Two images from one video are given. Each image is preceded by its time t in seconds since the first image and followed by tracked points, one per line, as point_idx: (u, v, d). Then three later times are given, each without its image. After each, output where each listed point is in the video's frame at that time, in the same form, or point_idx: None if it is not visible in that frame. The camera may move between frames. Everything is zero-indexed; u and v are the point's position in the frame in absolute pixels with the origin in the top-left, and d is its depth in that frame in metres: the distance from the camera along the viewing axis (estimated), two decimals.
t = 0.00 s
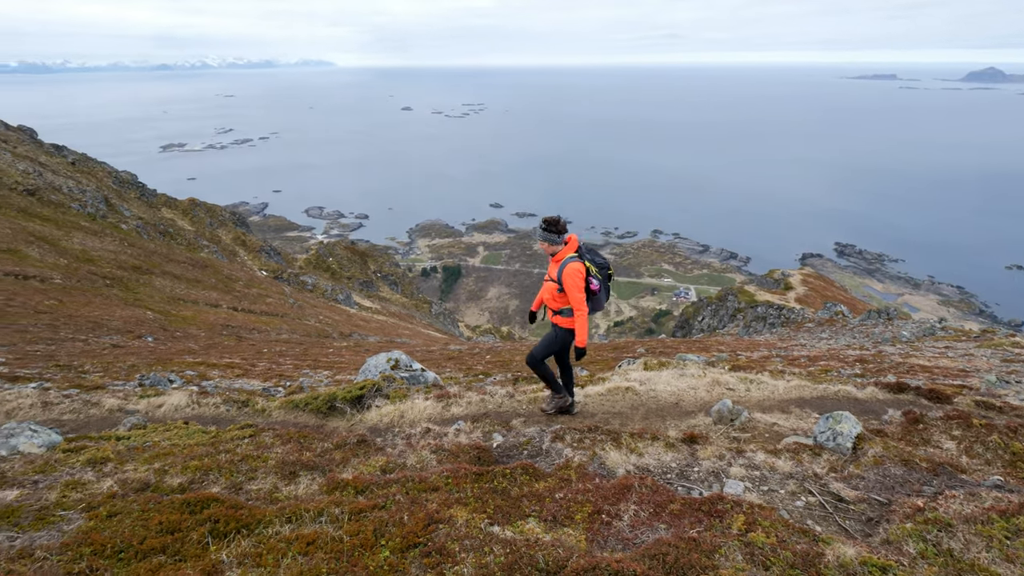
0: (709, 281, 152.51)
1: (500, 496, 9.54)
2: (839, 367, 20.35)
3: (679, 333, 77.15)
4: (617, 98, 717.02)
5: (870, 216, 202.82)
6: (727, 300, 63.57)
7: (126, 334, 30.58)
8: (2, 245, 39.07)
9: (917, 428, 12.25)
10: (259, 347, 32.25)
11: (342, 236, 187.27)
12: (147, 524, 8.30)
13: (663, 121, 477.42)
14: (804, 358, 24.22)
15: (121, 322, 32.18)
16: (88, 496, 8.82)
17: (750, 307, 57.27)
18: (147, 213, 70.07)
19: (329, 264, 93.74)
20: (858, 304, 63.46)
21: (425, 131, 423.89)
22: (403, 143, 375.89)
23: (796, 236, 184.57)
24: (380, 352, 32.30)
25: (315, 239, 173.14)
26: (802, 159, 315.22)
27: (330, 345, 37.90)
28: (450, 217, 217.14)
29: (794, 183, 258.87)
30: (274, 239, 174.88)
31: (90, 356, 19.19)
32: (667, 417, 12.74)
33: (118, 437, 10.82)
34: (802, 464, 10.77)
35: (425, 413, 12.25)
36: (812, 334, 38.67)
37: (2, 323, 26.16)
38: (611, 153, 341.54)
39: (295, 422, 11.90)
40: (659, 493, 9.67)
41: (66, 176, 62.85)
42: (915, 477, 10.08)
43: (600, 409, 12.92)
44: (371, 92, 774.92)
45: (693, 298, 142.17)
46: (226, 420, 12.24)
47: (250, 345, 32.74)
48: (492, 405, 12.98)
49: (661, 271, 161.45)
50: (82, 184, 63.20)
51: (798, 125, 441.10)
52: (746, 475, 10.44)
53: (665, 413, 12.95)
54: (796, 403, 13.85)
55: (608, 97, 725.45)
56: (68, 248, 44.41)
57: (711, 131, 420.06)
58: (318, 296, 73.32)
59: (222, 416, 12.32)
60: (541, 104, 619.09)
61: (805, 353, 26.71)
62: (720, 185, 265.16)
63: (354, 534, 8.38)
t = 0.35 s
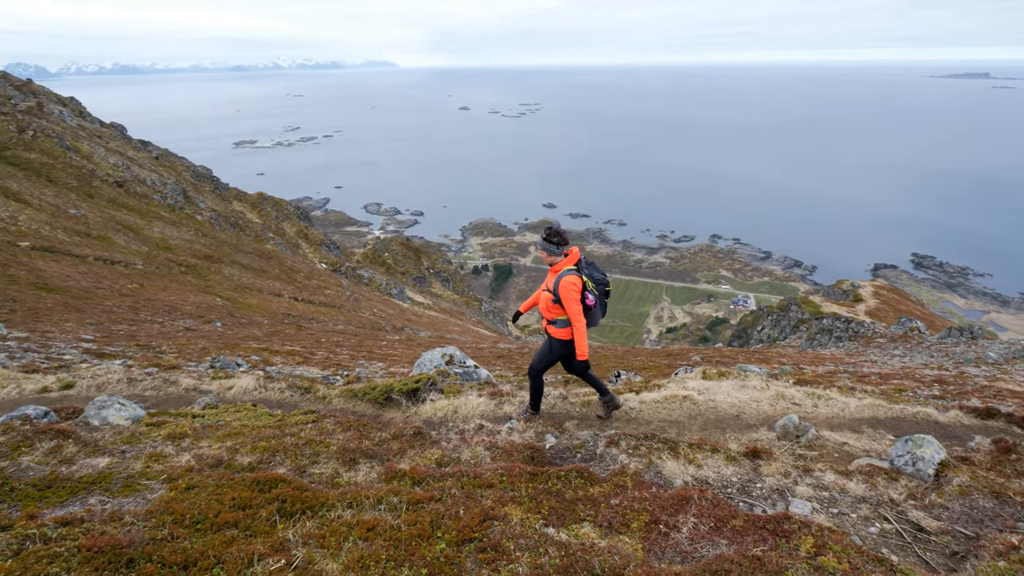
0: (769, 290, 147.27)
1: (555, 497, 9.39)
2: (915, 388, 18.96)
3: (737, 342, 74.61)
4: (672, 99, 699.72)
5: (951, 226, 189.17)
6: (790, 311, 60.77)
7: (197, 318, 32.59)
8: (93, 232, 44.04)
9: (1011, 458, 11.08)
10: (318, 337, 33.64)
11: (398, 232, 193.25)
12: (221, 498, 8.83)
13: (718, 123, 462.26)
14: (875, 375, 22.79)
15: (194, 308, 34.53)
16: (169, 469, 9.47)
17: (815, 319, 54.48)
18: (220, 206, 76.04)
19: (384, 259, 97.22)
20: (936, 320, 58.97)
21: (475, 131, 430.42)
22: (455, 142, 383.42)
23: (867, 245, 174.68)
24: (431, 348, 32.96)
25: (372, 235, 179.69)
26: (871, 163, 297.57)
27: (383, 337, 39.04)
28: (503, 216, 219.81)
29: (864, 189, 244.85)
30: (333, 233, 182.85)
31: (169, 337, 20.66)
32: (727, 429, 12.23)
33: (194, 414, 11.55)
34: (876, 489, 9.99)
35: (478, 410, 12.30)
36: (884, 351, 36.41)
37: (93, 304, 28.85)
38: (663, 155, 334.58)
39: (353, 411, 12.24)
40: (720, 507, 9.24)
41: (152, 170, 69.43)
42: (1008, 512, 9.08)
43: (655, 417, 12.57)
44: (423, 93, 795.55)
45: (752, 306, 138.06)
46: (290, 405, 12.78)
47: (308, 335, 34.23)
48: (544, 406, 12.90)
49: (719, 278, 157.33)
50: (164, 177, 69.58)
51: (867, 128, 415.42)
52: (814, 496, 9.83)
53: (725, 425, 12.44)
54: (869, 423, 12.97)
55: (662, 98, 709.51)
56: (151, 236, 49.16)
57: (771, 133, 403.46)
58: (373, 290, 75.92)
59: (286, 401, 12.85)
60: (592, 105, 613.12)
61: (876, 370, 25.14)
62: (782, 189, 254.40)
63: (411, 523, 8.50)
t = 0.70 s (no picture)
0: (841, 303, 139.75)
1: (614, 505, 9.20)
2: (1009, 417, 17.25)
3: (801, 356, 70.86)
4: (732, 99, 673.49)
5: None
6: (862, 325, 57.24)
7: (265, 306, 34.49)
8: (174, 222, 49.12)
9: None
10: (375, 330, 34.79)
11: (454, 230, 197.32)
12: (291, 480, 9.24)
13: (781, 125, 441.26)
14: (962, 400, 21.01)
15: (262, 297, 36.65)
16: (243, 448, 10.00)
17: (890, 336, 51.07)
18: (289, 201, 81.26)
19: (439, 257, 99.90)
20: None
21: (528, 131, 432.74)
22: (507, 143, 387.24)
23: (952, 259, 162.96)
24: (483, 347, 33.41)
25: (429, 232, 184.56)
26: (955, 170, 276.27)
27: (437, 333, 39.90)
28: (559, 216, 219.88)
29: (947, 198, 228.05)
30: (392, 229, 189.03)
31: (241, 324, 21.97)
32: (796, 447, 11.60)
33: (264, 398, 12.16)
34: (966, 523, 9.05)
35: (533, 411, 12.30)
36: (971, 374, 33.63)
37: (174, 291, 31.50)
38: (721, 157, 323.55)
39: (412, 404, 12.53)
40: (790, 530, 8.68)
41: (230, 168, 75.96)
42: None
43: (717, 429, 12.14)
44: (478, 94, 809.37)
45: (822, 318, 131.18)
46: (351, 394, 13.21)
47: (366, 327, 35.48)
48: (601, 411, 12.74)
49: (784, 288, 150.95)
50: (240, 174, 75.83)
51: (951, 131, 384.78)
52: (894, 525, 9.04)
53: (794, 443, 11.81)
54: (955, 451, 11.93)
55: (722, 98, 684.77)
56: (226, 229, 53.91)
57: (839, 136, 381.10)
58: (428, 286, 77.78)
59: (348, 390, 13.32)
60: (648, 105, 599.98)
61: (964, 395, 23.17)
62: (855, 195, 240.48)
63: (471, 519, 8.54)
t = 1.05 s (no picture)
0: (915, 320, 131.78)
1: (673, 518, 8.89)
2: None
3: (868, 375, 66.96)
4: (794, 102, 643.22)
5: None
6: (941, 347, 53.48)
7: (325, 299, 36.02)
8: (244, 216, 52.70)
9: None
10: (428, 326, 35.59)
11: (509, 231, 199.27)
12: (354, 469, 9.53)
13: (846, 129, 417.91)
14: None
15: (322, 290, 38.29)
16: (308, 436, 10.37)
17: (974, 359, 47.46)
18: (351, 199, 84.68)
19: (493, 256, 101.14)
20: None
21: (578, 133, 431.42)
22: (557, 144, 387.75)
23: None
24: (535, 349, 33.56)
25: (483, 232, 187.24)
26: None
27: (488, 333, 40.38)
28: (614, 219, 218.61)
29: None
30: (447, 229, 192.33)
31: (305, 315, 23.02)
32: (870, 473, 10.87)
33: (327, 388, 12.64)
34: None
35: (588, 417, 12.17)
36: None
37: (242, 280, 33.51)
38: (780, 164, 310.61)
39: (467, 401, 12.70)
40: (865, 560, 8.01)
41: (298, 166, 80.24)
42: None
43: (782, 448, 11.62)
44: (529, 96, 815.28)
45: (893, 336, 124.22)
46: (408, 388, 13.54)
47: (420, 323, 36.37)
48: (658, 421, 12.47)
49: (853, 301, 143.67)
50: (307, 171, 79.85)
51: None
52: (983, 565, 8.21)
53: (866, 468, 11.11)
54: None
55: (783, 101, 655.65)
56: (291, 224, 56.90)
57: (913, 142, 357.16)
58: (480, 285, 79.01)
59: (405, 384, 13.65)
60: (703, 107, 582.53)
61: None
62: (935, 206, 225.97)
63: (527, 521, 8.48)
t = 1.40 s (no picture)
0: (996, 343, 122.47)
1: (731, 537, 8.54)
2: None
3: (941, 401, 62.44)
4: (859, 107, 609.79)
5: None
6: None
7: (378, 296, 37.13)
8: (303, 213, 55.20)
9: None
10: (476, 327, 35.99)
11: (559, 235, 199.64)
12: (408, 463, 9.73)
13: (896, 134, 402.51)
14: None
15: (375, 287, 39.49)
16: (365, 428, 10.70)
17: None
18: (405, 199, 87.06)
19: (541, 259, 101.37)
20: None
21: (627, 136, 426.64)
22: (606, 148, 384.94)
23: None
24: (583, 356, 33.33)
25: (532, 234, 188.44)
26: None
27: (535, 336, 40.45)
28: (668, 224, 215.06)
29: None
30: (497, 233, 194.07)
31: (359, 311, 23.75)
32: (948, 505, 10.07)
33: (383, 382, 12.99)
34: None
35: (640, 426, 11.98)
36: None
37: (300, 275, 35.07)
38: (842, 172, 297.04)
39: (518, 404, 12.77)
40: None
41: (358, 166, 83.39)
42: None
43: (847, 471, 11.03)
44: (578, 98, 813.98)
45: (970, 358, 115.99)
46: (460, 387, 13.72)
47: (468, 323, 36.84)
48: (713, 435, 12.13)
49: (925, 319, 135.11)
50: (364, 171, 82.75)
51: None
52: None
53: (943, 499, 10.33)
54: None
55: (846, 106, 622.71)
56: (348, 222, 59.08)
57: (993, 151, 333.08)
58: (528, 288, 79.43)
59: (456, 383, 13.86)
60: (761, 111, 563.57)
61: None
62: None
63: (579, 528, 8.39)
